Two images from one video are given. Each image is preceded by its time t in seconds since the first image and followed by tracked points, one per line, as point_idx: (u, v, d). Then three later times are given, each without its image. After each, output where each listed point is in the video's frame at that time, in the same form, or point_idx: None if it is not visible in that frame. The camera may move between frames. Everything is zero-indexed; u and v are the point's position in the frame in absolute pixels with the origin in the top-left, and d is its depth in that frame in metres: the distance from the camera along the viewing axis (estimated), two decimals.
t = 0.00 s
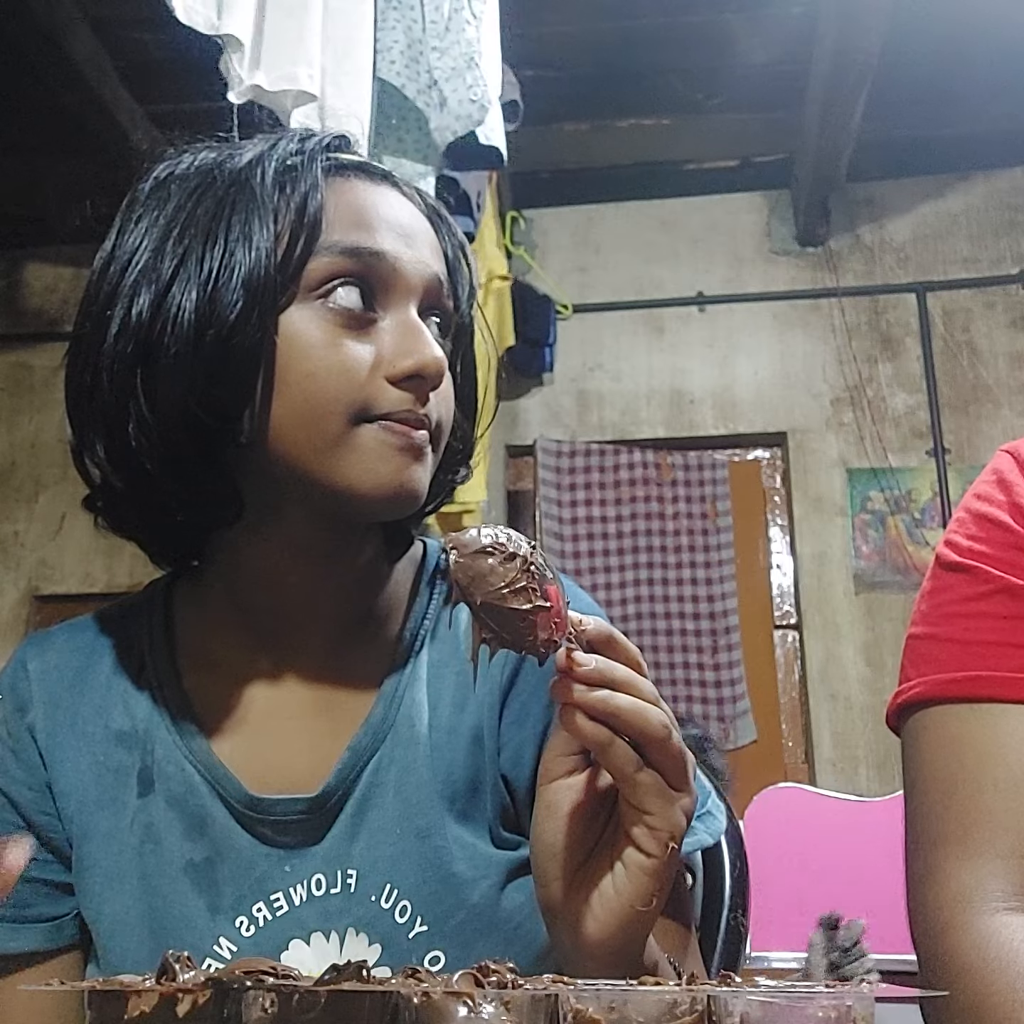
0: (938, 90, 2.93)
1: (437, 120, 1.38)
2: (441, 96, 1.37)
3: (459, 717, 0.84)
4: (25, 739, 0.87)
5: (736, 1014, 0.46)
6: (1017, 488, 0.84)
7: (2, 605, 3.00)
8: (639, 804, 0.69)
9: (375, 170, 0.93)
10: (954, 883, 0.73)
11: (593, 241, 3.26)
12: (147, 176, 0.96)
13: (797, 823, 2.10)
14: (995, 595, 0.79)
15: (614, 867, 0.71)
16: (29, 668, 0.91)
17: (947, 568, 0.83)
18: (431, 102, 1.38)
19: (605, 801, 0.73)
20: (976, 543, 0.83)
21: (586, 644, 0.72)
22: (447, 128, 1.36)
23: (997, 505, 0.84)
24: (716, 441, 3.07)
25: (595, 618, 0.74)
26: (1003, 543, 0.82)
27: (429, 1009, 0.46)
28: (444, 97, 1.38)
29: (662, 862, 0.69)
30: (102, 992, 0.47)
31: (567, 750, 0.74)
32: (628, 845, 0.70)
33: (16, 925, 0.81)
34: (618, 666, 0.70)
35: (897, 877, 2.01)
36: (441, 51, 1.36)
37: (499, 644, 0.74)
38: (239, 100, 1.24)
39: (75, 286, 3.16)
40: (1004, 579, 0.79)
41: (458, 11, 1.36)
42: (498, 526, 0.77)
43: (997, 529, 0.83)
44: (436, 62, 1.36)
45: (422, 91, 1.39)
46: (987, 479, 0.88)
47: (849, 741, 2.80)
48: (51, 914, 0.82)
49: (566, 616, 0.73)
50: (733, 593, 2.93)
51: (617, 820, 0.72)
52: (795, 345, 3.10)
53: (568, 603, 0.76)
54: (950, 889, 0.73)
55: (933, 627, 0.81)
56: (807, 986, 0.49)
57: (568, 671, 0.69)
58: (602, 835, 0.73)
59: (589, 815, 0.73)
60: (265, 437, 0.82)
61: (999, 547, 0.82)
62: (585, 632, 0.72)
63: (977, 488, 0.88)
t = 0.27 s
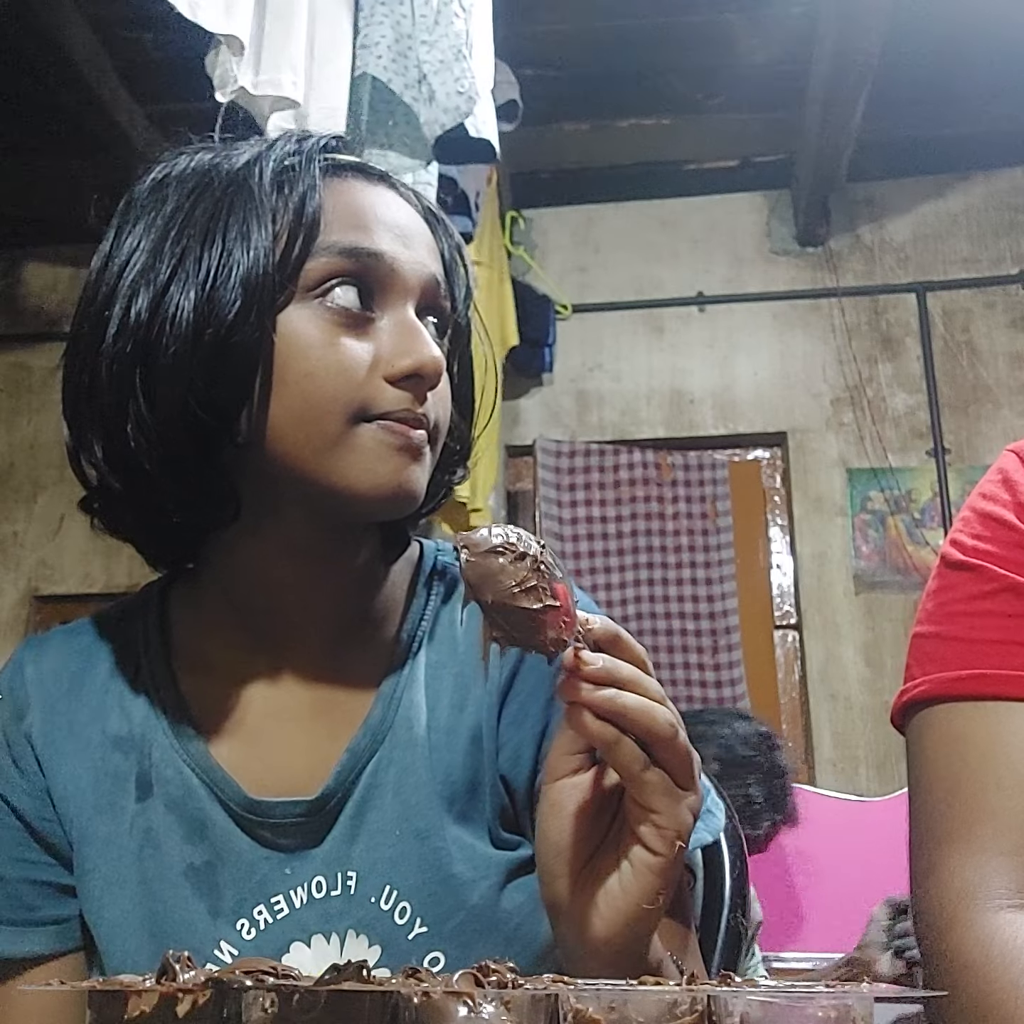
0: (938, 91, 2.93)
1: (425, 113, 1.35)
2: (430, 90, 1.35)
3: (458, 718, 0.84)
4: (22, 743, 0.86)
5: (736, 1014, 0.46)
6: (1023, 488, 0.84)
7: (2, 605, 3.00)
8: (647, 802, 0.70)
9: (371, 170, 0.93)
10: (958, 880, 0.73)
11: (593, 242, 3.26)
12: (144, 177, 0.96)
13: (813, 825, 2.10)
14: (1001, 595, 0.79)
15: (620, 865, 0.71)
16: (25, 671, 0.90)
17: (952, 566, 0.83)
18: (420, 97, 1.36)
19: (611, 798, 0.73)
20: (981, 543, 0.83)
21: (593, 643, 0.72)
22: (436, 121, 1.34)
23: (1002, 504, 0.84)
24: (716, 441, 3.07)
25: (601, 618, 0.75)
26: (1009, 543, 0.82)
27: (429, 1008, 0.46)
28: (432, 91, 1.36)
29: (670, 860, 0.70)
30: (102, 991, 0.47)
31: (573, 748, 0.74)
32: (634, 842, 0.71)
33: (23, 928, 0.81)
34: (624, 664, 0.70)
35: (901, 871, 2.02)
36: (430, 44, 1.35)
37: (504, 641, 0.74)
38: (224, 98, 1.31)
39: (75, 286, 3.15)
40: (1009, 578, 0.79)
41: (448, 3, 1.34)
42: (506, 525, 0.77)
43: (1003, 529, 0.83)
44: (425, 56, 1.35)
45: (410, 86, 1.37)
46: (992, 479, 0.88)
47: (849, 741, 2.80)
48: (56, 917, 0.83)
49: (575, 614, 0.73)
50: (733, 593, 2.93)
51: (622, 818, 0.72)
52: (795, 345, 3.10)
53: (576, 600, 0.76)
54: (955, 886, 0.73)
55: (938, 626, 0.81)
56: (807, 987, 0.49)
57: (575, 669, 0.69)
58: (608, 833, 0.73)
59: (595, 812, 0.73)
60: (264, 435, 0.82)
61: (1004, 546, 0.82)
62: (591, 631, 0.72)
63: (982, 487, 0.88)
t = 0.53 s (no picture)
0: (938, 91, 2.93)
1: (421, 111, 1.36)
2: (426, 88, 1.36)
3: (454, 719, 0.84)
4: (19, 749, 0.86)
5: (736, 1014, 0.46)
6: None
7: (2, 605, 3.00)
8: (649, 801, 0.70)
9: (364, 169, 0.93)
10: (958, 879, 0.73)
11: (593, 242, 3.26)
12: (136, 176, 0.96)
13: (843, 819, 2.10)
14: (1002, 594, 0.79)
15: (621, 866, 0.71)
16: (20, 675, 0.90)
17: (953, 565, 0.83)
18: (414, 94, 1.37)
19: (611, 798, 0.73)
20: (982, 542, 0.83)
21: (594, 642, 0.72)
22: (432, 119, 1.36)
23: (1004, 503, 0.84)
24: (716, 441, 3.07)
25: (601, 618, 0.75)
26: (1011, 542, 0.81)
27: (429, 1008, 0.46)
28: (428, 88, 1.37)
29: (671, 860, 0.70)
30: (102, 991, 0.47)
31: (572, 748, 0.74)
32: (636, 842, 0.71)
33: (26, 930, 0.81)
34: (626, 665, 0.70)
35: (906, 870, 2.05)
36: (426, 43, 1.35)
37: (504, 642, 0.74)
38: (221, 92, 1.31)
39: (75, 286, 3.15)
40: (1010, 577, 0.79)
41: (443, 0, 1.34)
42: (507, 525, 0.76)
43: (1004, 528, 0.82)
44: (420, 53, 1.35)
45: (403, 84, 1.37)
46: (993, 478, 0.87)
47: (849, 741, 2.80)
48: (59, 919, 0.83)
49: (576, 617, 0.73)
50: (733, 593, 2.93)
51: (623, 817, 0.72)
52: (795, 344, 3.10)
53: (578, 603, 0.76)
54: (955, 885, 0.73)
55: (938, 625, 0.81)
56: (807, 987, 0.49)
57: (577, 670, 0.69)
58: (608, 833, 0.73)
59: (595, 812, 0.73)
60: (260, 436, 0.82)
61: (1006, 545, 0.82)
62: (593, 632, 0.72)
63: (983, 486, 0.88)
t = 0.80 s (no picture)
0: (938, 91, 2.93)
1: (422, 116, 1.36)
2: (427, 91, 1.36)
3: (452, 718, 0.84)
4: (18, 749, 0.86)
5: (736, 1013, 0.46)
6: None
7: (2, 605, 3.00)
8: (640, 800, 0.70)
9: (360, 170, 0.93)
10: (959, 880, 0.73)
11: (593, 241, 3.26)
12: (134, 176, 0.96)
13: (867, 812, 2.15)
14: (1002, 594, 0.79)
15: (613, 864, 0.71)
16: (21, 678, 0.90)
17: (954, 566, 0.83)
18: (413, 99, 1.36)
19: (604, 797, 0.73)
20: (982, 542, 0.83)
21: (587, 640, 0.72)
22: (433, 123, 1.36)
23: (1004, 502, 0.84)
24: (715, 441, 3.07)
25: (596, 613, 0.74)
26: (1011, 543, 0.82)
27: (428, 1008, 0.46)
28: (429, 94, 1.36)
29: (663, 859, 0.70)
30: (102, 991, 0.47)
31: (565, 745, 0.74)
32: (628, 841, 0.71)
33: (26, 929, 0.81)
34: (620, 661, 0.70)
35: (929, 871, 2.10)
36: (426, 46, 1.34)
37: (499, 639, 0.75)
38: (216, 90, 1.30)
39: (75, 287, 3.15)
40: (1011, 577, 0.79)
41: (444, 4, 1.34)
42: (501, 519, 0.77)
43: (1004, 528, 0.83)
44: (421, 57, 1.35)
45: (401, 90, 1.36)
46: (993, 478, 0.88)
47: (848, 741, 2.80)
48: (57, 918, 0.83)
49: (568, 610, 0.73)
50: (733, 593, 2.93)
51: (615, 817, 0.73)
52: (795, 344, 3.11)
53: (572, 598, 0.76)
54: (956, 885, 0.73)
55: (938, 626, 0.81)
56: (807, 986, 0.49)
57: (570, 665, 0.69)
58: (601, 830, 0.73)
59: (588, 810, 0.73)
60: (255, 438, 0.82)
61: (1006, 546, 0.82)
62: (587, 628, 0.72)
63: (983, 487, 0.88)
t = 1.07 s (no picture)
0: (938, 91, 2.93)
1: (424, 122, 1.35)
2: (429, 98, 1.34)
3: (454, 720, 0.84)
4: (22, 746, 0.86)
5: (736, 1014, 0.46)
6: None
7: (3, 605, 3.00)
8: (648, 803, 0.69)
9: (317, 159, 0.86)
10: (958, 881, 0.73)
11: (593, 242, 3.26)
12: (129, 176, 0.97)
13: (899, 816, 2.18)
14: (1002, 595, 0.79)
15: (620, 868, 0.71)
16: (25, 678, 0.90)
17: (953, 566, 0.83)
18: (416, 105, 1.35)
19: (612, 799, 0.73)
20: (982, 543, 0.83)
21: (597, 646, 0.71)
22: (435, 131, 1.34)
23: (1003, 503, 0.84)
24: (716, 441, 3.07)
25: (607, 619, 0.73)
26: (1011, 544, 0.82)
27: (428, 1008, 0.46)
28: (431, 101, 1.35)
29: (672, 863, 0.69)
30: (102, 991, 0.47)
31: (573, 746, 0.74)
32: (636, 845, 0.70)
33: (33, 922, 0.80)
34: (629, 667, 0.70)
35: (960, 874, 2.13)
36: (429, 53, 1.35)
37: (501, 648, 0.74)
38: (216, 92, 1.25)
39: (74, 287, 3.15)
40: (1011, 578, 0.80)
41: (448, 14, 1.36)
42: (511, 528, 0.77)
43: (1004, 529, 0.83)
44: (424, 64, 1.35)
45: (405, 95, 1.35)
46: (993, 479, 0.88)
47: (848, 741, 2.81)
48: (61, 912, 0.81)
49: (576, 618, 0.74)
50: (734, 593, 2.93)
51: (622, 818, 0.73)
52: (795, 345, 3.11)
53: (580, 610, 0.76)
54: (956, 887, 0.73)
55: (938, 626, 0.81)
56: (807, 987, 0.49)
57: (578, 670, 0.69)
58: (608, 834, 0.73)
59: (597, 813, 0.73)
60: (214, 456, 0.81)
61: (1006, 546, 0.82)
62: (597, 634, 0.71)
63: (983, 488, 0.88)
